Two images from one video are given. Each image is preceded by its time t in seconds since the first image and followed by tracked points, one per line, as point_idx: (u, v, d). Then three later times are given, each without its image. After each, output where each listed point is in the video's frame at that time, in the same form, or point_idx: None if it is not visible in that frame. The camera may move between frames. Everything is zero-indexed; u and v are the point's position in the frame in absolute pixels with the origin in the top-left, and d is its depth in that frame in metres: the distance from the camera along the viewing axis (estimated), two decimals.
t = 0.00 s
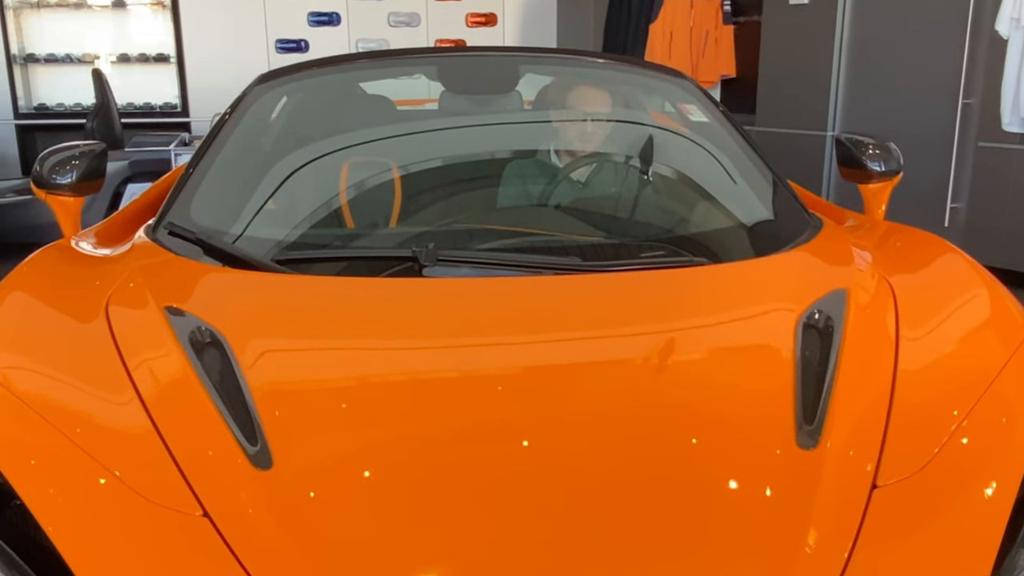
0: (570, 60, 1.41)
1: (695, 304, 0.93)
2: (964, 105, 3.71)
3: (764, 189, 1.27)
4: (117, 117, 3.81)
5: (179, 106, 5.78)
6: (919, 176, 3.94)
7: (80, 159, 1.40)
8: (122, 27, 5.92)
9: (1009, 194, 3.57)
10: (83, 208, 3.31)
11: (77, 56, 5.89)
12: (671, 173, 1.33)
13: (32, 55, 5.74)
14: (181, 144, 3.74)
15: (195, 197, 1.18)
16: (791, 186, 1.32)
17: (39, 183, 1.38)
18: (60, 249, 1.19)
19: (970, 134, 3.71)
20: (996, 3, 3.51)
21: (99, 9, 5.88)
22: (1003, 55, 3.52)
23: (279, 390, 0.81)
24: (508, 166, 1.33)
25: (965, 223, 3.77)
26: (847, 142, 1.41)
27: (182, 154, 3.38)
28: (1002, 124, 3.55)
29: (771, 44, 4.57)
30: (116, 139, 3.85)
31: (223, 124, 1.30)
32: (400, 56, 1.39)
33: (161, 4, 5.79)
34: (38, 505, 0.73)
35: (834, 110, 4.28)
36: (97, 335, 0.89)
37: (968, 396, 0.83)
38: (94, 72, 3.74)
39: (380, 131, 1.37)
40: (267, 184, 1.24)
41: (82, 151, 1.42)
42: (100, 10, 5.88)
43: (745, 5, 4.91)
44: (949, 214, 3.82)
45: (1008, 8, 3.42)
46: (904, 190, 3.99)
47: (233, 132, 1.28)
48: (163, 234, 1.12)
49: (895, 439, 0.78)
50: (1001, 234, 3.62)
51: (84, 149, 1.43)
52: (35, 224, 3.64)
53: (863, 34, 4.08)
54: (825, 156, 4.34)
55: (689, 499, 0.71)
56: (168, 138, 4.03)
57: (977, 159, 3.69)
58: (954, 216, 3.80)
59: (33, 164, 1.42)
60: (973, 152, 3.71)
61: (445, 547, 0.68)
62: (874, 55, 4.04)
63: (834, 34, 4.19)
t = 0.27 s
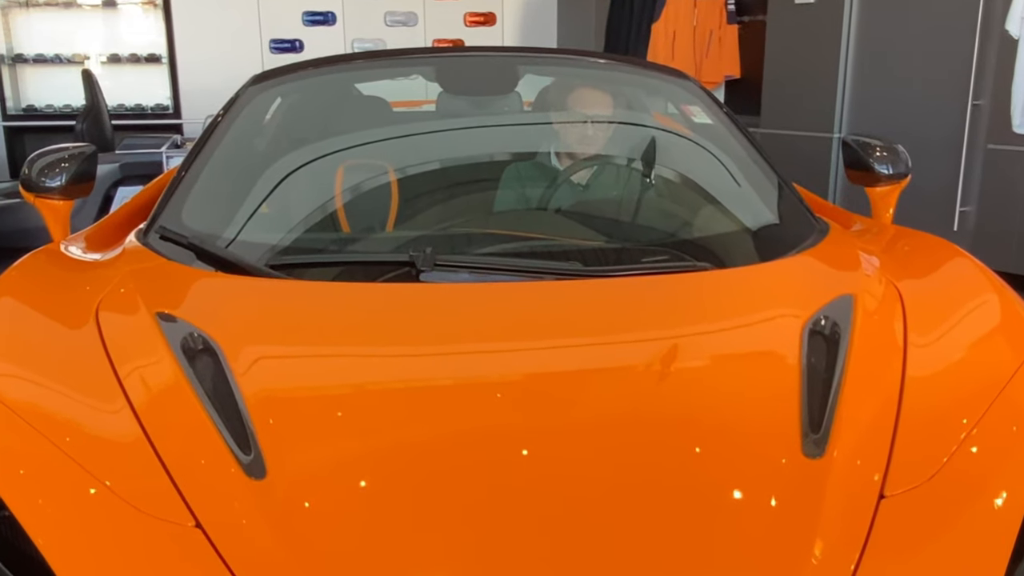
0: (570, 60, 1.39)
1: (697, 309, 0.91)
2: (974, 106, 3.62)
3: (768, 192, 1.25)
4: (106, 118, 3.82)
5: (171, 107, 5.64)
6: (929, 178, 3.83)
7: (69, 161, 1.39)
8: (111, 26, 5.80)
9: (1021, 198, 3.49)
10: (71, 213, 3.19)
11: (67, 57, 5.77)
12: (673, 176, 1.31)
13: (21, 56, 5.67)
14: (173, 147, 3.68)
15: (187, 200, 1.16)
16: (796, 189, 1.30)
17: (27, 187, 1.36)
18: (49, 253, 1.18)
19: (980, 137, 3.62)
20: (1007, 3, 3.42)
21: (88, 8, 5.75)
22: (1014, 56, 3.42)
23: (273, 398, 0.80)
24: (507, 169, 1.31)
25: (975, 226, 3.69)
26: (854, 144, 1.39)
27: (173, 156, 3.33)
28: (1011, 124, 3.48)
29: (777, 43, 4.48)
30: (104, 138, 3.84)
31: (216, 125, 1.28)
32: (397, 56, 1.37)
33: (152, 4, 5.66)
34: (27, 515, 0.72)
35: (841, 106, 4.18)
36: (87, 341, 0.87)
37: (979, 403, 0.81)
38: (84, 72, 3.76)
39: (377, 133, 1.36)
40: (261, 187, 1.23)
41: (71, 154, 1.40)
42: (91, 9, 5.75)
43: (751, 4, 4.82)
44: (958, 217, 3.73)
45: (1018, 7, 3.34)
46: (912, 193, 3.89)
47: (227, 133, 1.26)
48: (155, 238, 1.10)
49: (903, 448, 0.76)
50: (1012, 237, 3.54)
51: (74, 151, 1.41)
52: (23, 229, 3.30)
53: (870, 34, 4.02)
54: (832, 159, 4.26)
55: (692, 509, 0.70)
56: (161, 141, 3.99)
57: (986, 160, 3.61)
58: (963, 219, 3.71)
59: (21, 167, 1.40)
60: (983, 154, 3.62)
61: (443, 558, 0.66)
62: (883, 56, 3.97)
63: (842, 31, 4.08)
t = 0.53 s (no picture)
0: (570, 61, 1.38)
1: (700, 315, 0.89)
2: (983, 107, 3.40)
3: (773, 195, 1.24)
4: (95, 120, 3.79)
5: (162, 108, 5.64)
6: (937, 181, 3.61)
7: (58, 164, 1.37)
8: (102, 25, 5.77)
9: None
10: (61, 217, 3.10)
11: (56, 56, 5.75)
12: (676, 179, 1.30)
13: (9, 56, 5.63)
14: (164, 149, 3.62)
15: (180, 204, 1.15)
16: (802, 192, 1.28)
17: (16, 190, 1.34)
18: (37, 258, 1.16)
19: (989, 138, 3.40)
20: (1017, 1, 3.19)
21: (78, 7, 5.71)
22: None
23: (267, 406, 0.78)
24: (506, 172, 1.30)
25: (985, 230, 3.46)
26: (862, 146, 1.38)
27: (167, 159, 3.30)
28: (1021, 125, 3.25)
29: (781, 43, 4.27)
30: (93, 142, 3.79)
31: (209, 128, 1.27)
32: (392, 57, 1.36)
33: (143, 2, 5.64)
34: (15, 525, 0.70)
35: (848, 106, 3.95)
36: (76, 348, 0.86)
37: (989, 412, 0.80)
38: (76, 73, 3.74)
39: (375, 135, 1.34)
40: (255, 191, 1.21)
41: (62, 156, 1.39)
42: (80, 8, 5.71)
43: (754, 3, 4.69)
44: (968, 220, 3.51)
45: None
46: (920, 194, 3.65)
47: (220, 135, 1.24)
48: (145, 242, 1.09)
49: (910, 457, 0.74)
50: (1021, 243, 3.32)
51: (64, 153, 1.40)
52: (11, 233, 3.40)
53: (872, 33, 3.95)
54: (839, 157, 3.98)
55: (696, 519, 0.68)
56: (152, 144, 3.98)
57: (996, 163, 3.39)
58: (972, 223, 3.49)
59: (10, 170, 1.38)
60: (993, 155, 3.40)
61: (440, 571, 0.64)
62: (886, 54, 3.74)
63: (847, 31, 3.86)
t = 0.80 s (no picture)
0: (569, 60, 1.36)
1: (703, 321, 0.88)
2: (993, 109, 3.32)
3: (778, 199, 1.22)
4: (86, 121, 3.78)
5: (156, 109, 5.57)
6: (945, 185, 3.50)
7: (47, 167, 1.36)
8: (93, 25, 5.65)
9: None
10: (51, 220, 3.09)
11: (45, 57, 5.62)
12: (679, 182, 1.29)
13: None
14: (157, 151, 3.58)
15: (172, 206, 1.13)
16: (807, 195, 1.27)
17: (6, 193, 1.33)
18: (27, 263, 1.15)
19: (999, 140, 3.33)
20: None
21: (68, 7, 5.59)
22: None
23: (261, 414, 0.77)
24: (505, 175, 1.28)
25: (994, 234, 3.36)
26: (868, 148, 1.37)
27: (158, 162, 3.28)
28: None
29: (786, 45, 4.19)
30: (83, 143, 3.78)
31: (201, 129, 1.25)
32: (389, 57, 1.35)
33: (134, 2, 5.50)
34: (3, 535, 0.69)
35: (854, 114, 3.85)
36: (65, 355, 0.84)
37: (998, 420, 0.79)
38: (65, 73, 3.71)
39: (372, 137, 1.33)
40: (249, 194, 1.20)
41: (51, 159, 1.37)
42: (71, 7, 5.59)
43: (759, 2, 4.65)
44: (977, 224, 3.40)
45: None
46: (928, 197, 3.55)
47: (213, 137, 1.23)
48: (137, 246, 1.07)
49: (918, 466, 0.73)
50: None
51: (53, 156, 1.38)
52: None
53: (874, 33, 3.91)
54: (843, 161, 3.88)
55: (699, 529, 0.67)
56: (145, 145, 3.98)
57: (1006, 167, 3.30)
58: (981, 227, 3.39)
59: None
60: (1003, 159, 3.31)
61: None
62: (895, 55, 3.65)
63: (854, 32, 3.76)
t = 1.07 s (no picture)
0: (569, 61, 1.34)
1: (706, 326, 0.87)
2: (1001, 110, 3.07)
3: (783, 202, 1.21)
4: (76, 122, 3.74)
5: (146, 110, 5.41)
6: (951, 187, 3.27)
7: (37, 169, 1.34)
8: (83, 24, 5.50)
9: None
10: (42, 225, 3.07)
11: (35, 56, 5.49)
12: (681, 184, 1.27)
13: None
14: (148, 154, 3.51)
15: (165, 209, 1.12)
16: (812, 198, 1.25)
17: None
18: (16, 267, 1.13)
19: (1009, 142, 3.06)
20: None
21: (59, 6, 5.45)
22: None
23: (255, 421, 0.75)
24: (503, 177, 1.27)
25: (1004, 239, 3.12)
26: (875, 151, 1.35)
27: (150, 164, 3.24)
28: None
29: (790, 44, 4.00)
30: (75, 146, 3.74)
31: (193, 131, 1.24)
32: (385, 57, 1.33)
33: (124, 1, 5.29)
34: None
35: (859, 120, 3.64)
36: (54, 361, 0.83)
37: (1006, 429, 0.78)
38: (55, 72, 3.70)
39: (369, 139, 1.31)
40: (243, 197, 1.19)
41: (41, 161, 1.36)
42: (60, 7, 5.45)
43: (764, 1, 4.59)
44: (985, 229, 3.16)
45: None
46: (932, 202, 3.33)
47: (205, 139, 1.22)
48: (129, 250, 1.06)
49: (926, 476, 0.72)
50: None
51: (43, 158, 1.37)
52: None
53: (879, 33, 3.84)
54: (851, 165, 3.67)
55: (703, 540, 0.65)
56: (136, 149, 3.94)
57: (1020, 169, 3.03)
58: (990, 232, 3.14)
59: None
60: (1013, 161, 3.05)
61: None
62: (904, 52, 3.42)
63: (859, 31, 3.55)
